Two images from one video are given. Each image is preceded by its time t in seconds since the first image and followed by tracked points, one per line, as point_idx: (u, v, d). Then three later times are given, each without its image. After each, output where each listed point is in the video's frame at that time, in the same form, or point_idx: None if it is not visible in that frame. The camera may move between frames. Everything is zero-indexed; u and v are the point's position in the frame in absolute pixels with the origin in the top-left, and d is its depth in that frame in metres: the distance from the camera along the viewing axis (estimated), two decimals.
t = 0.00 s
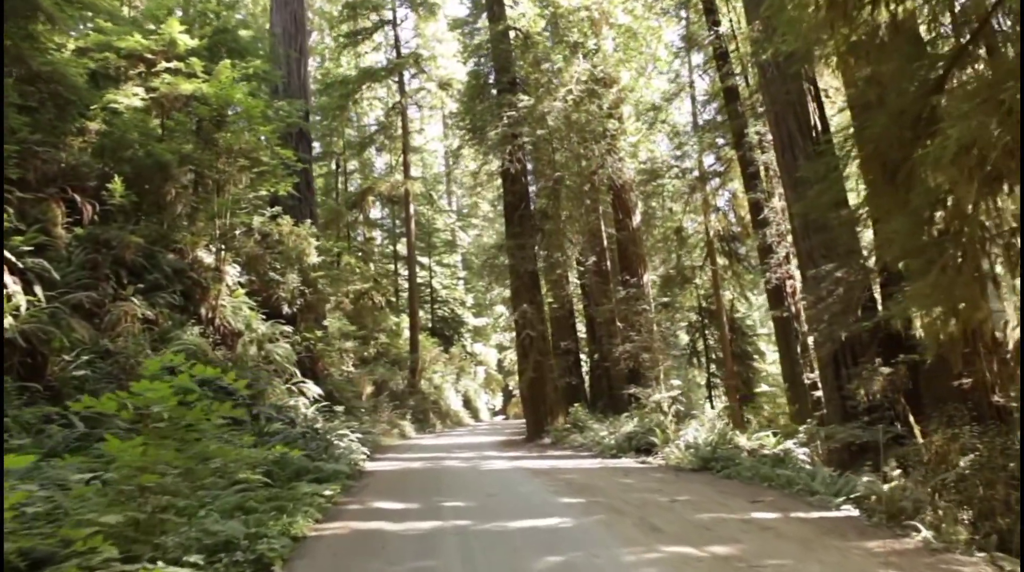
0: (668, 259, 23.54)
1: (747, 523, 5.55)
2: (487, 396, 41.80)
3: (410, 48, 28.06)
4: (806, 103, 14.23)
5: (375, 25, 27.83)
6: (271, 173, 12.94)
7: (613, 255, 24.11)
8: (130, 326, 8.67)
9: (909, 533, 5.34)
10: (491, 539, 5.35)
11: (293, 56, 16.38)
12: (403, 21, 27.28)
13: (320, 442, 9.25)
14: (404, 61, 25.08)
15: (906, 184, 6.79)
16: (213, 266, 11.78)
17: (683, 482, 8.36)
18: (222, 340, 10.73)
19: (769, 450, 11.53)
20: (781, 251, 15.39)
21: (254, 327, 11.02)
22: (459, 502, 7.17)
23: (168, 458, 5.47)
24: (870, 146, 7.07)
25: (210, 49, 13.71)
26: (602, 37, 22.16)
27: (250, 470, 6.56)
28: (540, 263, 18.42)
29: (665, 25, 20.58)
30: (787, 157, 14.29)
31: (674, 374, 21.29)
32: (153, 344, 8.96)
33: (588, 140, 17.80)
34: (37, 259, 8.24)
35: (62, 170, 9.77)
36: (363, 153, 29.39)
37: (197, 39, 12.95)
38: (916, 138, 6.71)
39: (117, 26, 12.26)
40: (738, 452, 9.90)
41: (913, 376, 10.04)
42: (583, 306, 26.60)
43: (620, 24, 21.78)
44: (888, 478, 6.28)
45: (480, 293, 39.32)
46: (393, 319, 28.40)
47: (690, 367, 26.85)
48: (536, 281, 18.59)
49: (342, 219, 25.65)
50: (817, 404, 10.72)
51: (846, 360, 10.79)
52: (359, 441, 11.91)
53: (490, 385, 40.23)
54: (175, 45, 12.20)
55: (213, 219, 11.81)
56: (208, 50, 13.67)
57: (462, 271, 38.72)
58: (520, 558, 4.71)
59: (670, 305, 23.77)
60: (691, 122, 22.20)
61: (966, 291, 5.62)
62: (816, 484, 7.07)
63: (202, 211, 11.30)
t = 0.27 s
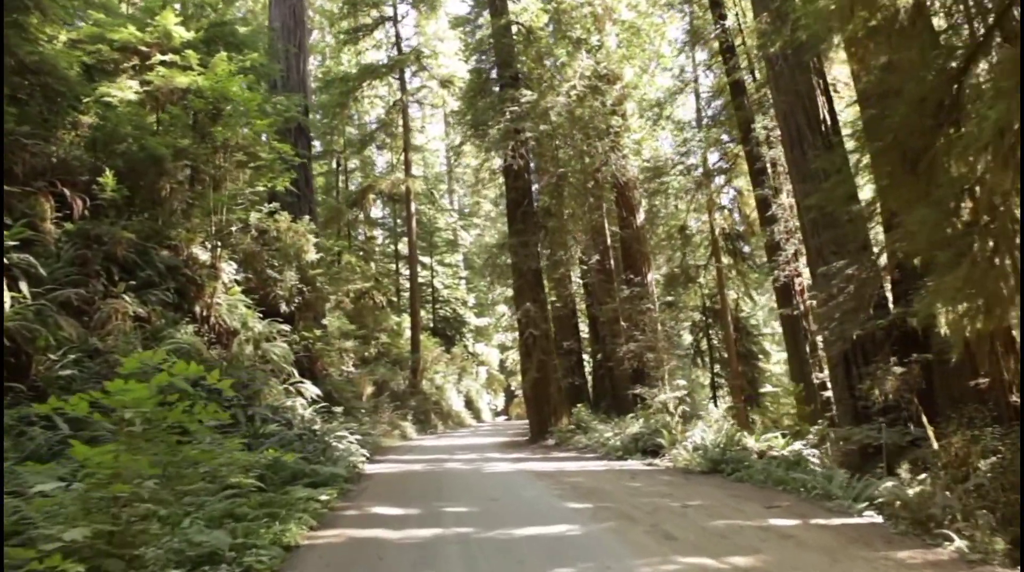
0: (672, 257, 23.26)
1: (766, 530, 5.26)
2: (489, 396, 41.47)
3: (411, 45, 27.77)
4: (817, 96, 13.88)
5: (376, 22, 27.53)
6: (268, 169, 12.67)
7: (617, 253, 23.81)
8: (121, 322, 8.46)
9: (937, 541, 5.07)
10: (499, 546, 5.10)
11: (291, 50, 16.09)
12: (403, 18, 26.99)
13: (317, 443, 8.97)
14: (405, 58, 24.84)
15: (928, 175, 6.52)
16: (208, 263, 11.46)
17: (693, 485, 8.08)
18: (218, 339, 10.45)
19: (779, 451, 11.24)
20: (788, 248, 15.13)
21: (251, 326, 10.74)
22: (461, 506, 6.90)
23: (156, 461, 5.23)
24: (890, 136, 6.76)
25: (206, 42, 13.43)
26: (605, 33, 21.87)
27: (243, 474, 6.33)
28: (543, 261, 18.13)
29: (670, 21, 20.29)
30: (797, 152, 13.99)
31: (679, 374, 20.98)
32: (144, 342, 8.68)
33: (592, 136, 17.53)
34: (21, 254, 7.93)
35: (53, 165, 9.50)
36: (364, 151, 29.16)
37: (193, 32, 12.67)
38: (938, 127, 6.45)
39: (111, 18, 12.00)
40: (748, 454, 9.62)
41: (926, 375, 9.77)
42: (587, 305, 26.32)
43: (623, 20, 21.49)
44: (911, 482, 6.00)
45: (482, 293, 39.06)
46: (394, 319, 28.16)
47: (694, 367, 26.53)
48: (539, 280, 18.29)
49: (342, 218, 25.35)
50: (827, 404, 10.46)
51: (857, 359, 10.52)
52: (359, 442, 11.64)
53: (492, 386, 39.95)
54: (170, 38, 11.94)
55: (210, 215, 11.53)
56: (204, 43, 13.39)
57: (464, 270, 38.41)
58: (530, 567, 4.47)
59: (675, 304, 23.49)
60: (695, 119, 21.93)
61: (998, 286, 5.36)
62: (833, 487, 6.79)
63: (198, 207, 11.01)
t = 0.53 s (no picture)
0: (677, 255, 22.95)
1: (787, 539, 4.96)
2: (492, 396, 41.17)
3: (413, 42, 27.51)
4: (825, 90, 13.57)
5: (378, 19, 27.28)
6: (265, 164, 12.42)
7: (621, 252, 23.53)
8: (113, 322, 8.19)
9: (973, 551, 4.74)
10: (504, 558, 4.77)
11: (291, 45, 15.82)
12: (405, 15, 26.73)
13: (315, 445, 8.68)
14: (406, 54, 24.55)
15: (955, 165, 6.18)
16: (203, 261, 11.11)
17: (705, 489, 7.76)
18: (213, 338, 10.15)
19: (789, 453, 10.92)
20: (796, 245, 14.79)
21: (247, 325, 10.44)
22: (462, 512, 6.59)
23: (132, 466, 4.92)
24: (912, 123, 6.30)
25: (203, 34, 13.14)
26: (609, 29, 21.64)
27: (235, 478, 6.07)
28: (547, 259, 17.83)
29: (675, 16, 20.02)
30: (807, 149, 13.67)
31: (685, 374, 20.67)
32: (134, 341, 8.38)
33: (596, 132, 17.24)
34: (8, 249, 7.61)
35: (42, 158, 9.21)
36: (365, 150, 28.88)
37: (189, 23, 12.39)
38: (966, 116, 6.09)
39: (106, 10, 11.73)
40: (760, 456, 9.30)
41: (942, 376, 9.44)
42: (590, 305, 26.01)
43: (628, 15, 21.23)
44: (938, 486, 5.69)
45: (484, 292, 38.76)
46: (396, 319, 27.89)
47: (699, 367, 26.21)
48: (542, 278, 17.97)
49: (343, 216, 25.07)
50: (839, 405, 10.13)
51: (869, 361, 10.15)
52: (359, 444, 11.35)
53: (495, 386, 39.64)
54: (166, 30, 11.61)
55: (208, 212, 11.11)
56: (202, 36, 13.08)
57: (467, 269, 38.16)
58: None
59: (679, 303, 23.18)
60: (700, 115, 21.62)
61: None
62: (853, 492, 6.48)
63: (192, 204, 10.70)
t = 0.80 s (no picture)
0: (682, 254, 22.63)
1: (812, 549, 4.68)
2: (494, 396, 40.86)
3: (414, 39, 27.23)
4: (835, 84, 13.30)
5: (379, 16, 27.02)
6: (262, 159, 12.15)
7: (625, 250, 23.20)
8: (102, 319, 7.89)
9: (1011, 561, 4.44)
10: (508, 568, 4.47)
11: (290, 39, 15.54)
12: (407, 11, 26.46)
13: (312, 448, 8.38)
14: (407, 50, 24.24)
15: (980, 154, 5.88)
16: (199, 257, 10.77)
17: (717, 492, 7.47)
18: (208, 336, 9.85)
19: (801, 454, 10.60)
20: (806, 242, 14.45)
21: (244, 323, 10.14)
22: (464, 518, 6.27)
23: (105, 471, 4.62)
24: (931, 111, 5.88)
25: (199, 26, 12.85)
26: (613, 25, 21.36)
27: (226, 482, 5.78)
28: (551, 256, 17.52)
29: (680, 11, 19.73)
30: (815, 143, 13.38)
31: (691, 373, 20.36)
32: (124, 340, 8.09)
33: (600, 126, 16.94)
34: None
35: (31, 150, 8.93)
36: (366, 147, 28.58)
37: (185, 15, 12.12)
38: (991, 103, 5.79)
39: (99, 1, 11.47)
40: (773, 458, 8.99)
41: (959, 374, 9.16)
42: (594, 304, 25.69)
43: (632, 10, 20.95)
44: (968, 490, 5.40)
45: (486, 291, 38.44)
46: (398, 318, 27.59)
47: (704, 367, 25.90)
48: (546, 276, 17.66)
49: (344, 214, 24.79)
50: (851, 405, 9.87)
51: (882, 359, 9.92)
52: (358, 446, 11.06)
53: (497, 386, 39.34)
54: (161, 21, 11.34)
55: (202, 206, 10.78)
56: (198, 28, 12.80)
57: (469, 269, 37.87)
58: None
59: (684, 302, 22.87)
60: (706, 111, 21.30)
61: None
62: (875, 495, 6.19)
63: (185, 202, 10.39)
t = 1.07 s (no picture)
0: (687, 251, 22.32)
1: (841, 559, 4.38)
2: (497, 397, 40.52)
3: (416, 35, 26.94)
4: (846, 78, 12.94)
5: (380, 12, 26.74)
6: (260, 152, 11.88)
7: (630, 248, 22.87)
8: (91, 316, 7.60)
9: None
10: None
11: (289, 33, 15.24)
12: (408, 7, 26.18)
13: (310, 451, 8.07)
14: (408, 46, 23.95)
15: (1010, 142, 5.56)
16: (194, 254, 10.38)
17: (731, 496, 7.16)
18: (202, 334, 9.58)
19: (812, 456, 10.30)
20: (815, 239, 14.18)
21: (239, 321, 9.84)
22: (468, 525, 5.95)
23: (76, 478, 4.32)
24: (961, 96, 5.54)
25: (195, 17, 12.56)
26: (617, 20, 21.07)
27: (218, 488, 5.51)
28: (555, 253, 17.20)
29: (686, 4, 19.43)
30: (827, 138, 12.97)
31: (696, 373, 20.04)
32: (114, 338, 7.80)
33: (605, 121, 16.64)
34: None
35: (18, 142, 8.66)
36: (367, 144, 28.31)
37: (180, 6, 11.84)
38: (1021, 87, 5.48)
39: None
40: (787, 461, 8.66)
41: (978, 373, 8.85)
42: (598, 303, 25.37)
43: (636, 5, 20.64)
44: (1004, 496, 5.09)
45: (488, 290, 38.13)
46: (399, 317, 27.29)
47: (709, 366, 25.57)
48: (550, 273, 17.33)
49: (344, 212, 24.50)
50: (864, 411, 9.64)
51: (897, 358, 9.58)
52: (357, 447, 10.77)
53: (500, 386, 39.00)
54: (155, 12, 11.08)
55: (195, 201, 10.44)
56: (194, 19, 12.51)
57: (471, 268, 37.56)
58: None
59: (688, 301, 22.54)
60: (711, 106, 20.98)
61: None
62: (902, 502, 5.85)
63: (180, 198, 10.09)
